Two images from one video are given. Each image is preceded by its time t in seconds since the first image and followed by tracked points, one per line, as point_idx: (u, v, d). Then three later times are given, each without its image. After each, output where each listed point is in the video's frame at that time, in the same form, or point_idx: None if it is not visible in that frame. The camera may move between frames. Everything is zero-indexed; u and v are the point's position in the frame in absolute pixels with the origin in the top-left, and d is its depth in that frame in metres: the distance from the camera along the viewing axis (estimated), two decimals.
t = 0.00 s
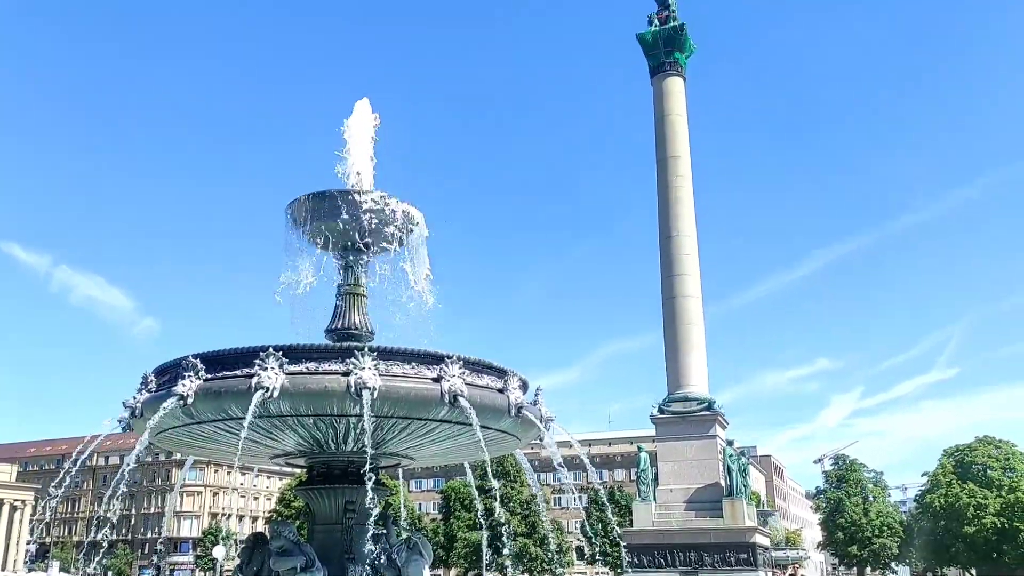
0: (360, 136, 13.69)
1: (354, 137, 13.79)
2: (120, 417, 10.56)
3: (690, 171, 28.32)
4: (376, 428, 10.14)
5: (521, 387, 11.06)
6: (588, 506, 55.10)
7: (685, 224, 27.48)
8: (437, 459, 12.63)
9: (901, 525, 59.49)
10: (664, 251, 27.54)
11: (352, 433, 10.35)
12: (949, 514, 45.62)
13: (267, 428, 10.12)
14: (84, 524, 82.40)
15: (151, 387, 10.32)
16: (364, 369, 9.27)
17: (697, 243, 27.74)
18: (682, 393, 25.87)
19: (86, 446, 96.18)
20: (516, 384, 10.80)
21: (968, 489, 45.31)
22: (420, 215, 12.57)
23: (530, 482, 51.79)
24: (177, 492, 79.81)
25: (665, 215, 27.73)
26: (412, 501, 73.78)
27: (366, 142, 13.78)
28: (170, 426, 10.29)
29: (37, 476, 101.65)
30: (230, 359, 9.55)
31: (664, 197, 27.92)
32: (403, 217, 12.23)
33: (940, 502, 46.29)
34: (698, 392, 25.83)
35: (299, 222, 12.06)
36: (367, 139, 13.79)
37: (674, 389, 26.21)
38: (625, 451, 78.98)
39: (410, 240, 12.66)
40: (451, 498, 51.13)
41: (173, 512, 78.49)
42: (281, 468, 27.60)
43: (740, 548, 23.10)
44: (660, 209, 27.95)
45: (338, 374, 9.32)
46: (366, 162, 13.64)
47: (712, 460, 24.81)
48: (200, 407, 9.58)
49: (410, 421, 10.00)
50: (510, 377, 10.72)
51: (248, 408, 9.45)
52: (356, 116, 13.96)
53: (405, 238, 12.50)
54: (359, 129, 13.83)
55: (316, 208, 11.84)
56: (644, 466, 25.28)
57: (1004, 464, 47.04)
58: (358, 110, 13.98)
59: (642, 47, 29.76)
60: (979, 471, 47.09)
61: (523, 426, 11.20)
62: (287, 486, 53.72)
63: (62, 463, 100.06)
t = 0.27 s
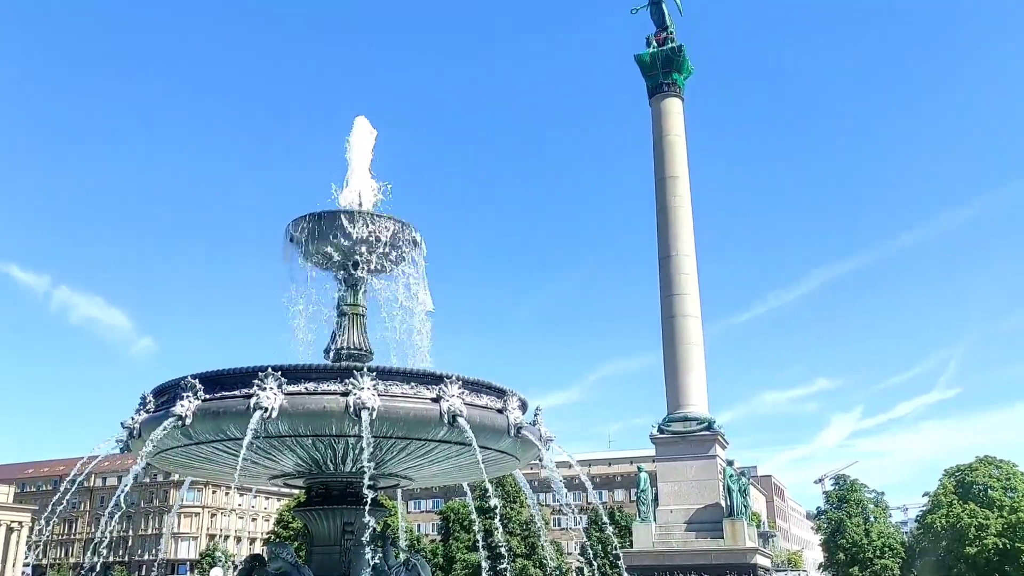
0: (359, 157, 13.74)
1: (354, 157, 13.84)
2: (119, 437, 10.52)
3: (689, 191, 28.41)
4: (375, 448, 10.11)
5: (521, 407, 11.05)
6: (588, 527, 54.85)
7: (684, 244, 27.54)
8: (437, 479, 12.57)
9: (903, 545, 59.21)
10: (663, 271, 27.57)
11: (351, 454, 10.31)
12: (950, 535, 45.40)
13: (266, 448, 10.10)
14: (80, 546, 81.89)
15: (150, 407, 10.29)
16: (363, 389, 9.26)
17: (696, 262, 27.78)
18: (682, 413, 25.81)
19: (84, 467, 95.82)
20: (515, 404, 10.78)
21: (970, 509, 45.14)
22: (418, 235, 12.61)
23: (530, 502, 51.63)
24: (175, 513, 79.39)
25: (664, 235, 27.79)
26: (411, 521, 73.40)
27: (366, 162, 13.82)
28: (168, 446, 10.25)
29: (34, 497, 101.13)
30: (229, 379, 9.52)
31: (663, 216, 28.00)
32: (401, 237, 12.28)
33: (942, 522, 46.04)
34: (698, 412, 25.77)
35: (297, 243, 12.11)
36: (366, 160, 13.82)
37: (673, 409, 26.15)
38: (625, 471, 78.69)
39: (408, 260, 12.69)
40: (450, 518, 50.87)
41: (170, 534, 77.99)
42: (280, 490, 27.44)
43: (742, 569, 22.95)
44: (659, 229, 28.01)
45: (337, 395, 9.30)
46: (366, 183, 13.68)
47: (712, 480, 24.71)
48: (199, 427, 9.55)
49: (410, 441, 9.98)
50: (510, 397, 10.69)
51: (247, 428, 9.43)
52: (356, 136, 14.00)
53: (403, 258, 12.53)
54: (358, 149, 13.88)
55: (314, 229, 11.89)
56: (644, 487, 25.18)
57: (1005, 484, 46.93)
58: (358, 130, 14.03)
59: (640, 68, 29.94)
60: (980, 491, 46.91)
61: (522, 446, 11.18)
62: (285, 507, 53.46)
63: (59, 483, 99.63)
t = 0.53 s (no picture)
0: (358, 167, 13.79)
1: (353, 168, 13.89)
2: (119, 447, 10.53)
3: (689, 201, 28.46)
4: (375, 458, 10.11)
5: (521, 417, 11.04)
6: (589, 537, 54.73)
7: (684, 254, 27.57)
8: (437, 489, 12.56)
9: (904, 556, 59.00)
10: (663, 280, 27.60)
11: (351, 464, 10.31)
12: (951, 545, 45.26)
13: (266, 458, 10.10)
14: (80, 556, 81.65)
15: (149, 417, 10.29)
16: (363, 400, 9.27)
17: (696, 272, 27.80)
18: (682, 423, 25.78)
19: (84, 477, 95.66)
20: (515, 415, 10.78)
21: (970, 520, 45.04)
22: (419, 245, 12.66)
23: (530, 512, 51.50)
24: (174, 523, 79.19)
25: (665, 245, 27.82)
26: (411, 531, 73.23)
27: (365, 173, 13.86)
28: (168, 456, 10.25)
29: (34, 507, 100.92)
30: (230, 389, 9.52)
31: (663, 226, 28.04)
32: (402, 247, 12.33)
33: (943, 532, 45.90)
34: (699, 422, 25.74)
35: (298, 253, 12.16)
36: (366, 170, 13.87)
37: (674, 419, 26.12)
38: (625, 481, 78.54)
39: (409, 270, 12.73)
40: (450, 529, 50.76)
41: (170, 544, 77.76)
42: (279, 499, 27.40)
43: None
44: (660, 239, 28.05)
45: (337, 405, 9.31)
46: (366, 192, 13.71)
47: (713, 491, 24.69)
48: (199, 437, 9.56)
49: (410, 451, 9.98)
50: (510, 407, 10.69)
51: (247, 439, 9.43)
52: (354, 148, 14.07)
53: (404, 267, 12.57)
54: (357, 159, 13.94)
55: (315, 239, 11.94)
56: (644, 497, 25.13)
57: (1005, 495, 46.87)
58: (356, 142, 14.10)
59: (640, 79, 30.05)
60: (981, 502, 46.82)
61: (522, 457, 11.18)
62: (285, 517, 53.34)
63: (59, 493, 99.44)
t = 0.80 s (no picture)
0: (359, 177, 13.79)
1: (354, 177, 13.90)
2: (119, 458, 10.51)
3: (689, 212, 28.48)
4: (376, 469, 10.08)
5: (521, 428, 11.01)
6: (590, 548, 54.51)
7: (685, 264, 27.57)
8: (437, 500, 12.51)
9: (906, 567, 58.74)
10: (664, 290, 27.59)
11: (352, 475, 10.28)
12: (954, 557, 45.05)
13: (267, 469, 10.08)
14: (79, 568, 81.26)
15: (150, 428, 10.28)
16: (363, 410, 9.26)
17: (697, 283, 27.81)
18: (683, 433, 25.73)
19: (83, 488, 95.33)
20: (516, 425, 10.75)
21: (973, 531, 44.88)
22: (420, 255, 12.66)
23: (531, 523, 51.39)
24: (174, 534, 78.85)
25: (665, 255, 27.84)
26: (411, 543, 72.93)
27: (365, 183, 13.87)
28: (168, 468, 10.22)
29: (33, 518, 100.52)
30: (230, 400, 9.49)
31: (664, 237, 28.05)
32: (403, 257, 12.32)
33: (945, 544, 45.70)
34: (700, 433, 25.69)
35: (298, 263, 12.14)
36: (367, 180, 13.88)
37: (675, 430, 26.08)
38: (626, 492, 78.29)
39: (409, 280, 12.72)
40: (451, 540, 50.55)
41: (170, 556, 77.43)
42: (278, 510, 27.30)
43: None
44: (660, 249, 28.06)
45: (338, 416, 9.30)
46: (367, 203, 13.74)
47: (714, 502, 24.63)
48: (199, 448, 9.54)
49: (410, 463, 9.95)
50: (510, 418, 10.67)
51: (247, 449, 9.41)
52: (355, 158, 14.08)
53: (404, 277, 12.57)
54: (358, 169, 13.94)
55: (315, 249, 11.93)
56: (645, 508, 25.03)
57: (1008, 506, 46.74)
58: (357, 152, 14.12)
59: (641, 90, 30.14)
60: (983, 513, 46.68)
61: (523, 467, 11.14)
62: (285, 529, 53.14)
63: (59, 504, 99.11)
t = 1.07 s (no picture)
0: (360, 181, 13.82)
1: (354, 181, 13.92)
2: (119, 463, 10.49)
3: (690, 217, 28.50)
4: (376, 475, 10.06)
5: (521, 433, 10.99)
6: (590, 554, 54.41)
7: (685, 269, 27.56)
8: (437, 506, 12.50)
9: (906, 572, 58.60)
10: (664, 295, 27.59)
11: (352, 480, 10.26)
12: (955, 562, 44.93)
13: (267, 475, 10.06)
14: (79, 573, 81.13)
15: (149, 433, 10.26)
16: (363, 416, 9.25)
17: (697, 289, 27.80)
18: (684, 439, 25.70)
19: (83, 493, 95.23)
20: (516, 431, 10.74)
21: (974, 536, 44.81)
22: (420, 260, 12.66)
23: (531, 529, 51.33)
24: (174, 540, 78.73)
25: (665, 261, 27.84)
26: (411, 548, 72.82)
27: (365, 187, 13.89)
28: (168, 473, 10.20)
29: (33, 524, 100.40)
30: (229, 405, 9.48)
31: (664, 242, 28.05)
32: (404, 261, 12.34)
33: (947, 549, 45.59)
34: (700, 438, 25.66)
35: (298, 267, 12.15)
36: (366, 185, 13.89)
37: (675, 435, 26.05)
38: (627, 497, 78.18)
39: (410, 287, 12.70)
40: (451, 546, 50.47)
41: (170, 561, 77.35)
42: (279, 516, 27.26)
43: None
44: (660, 254, 28.06)
45: (338, 421, 9.28)
46: (366, 207, 13.73)
47: (713, 507, 24.59)
48: (199, 453, 9.53)
49: (411, 468, 9.94)
50: (510, 422, 10.65)
51: (247, 455, 9.40)
52: (355, 163, 14.10)
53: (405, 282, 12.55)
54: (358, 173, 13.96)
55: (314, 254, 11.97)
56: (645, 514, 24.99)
57: (1009, 511, 46.68)
58: (357, 157, 14.14)
59: (641, 95, 30.18)
60: (984, 518, 46.62)
61: (523, 473, 11.12)
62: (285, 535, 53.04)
63: (58, 510, 98.94)
